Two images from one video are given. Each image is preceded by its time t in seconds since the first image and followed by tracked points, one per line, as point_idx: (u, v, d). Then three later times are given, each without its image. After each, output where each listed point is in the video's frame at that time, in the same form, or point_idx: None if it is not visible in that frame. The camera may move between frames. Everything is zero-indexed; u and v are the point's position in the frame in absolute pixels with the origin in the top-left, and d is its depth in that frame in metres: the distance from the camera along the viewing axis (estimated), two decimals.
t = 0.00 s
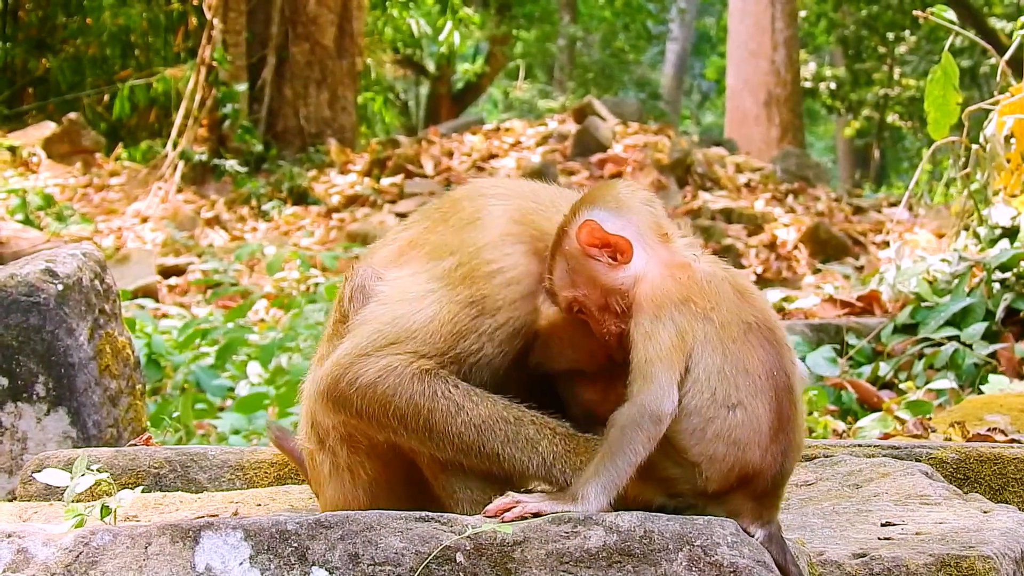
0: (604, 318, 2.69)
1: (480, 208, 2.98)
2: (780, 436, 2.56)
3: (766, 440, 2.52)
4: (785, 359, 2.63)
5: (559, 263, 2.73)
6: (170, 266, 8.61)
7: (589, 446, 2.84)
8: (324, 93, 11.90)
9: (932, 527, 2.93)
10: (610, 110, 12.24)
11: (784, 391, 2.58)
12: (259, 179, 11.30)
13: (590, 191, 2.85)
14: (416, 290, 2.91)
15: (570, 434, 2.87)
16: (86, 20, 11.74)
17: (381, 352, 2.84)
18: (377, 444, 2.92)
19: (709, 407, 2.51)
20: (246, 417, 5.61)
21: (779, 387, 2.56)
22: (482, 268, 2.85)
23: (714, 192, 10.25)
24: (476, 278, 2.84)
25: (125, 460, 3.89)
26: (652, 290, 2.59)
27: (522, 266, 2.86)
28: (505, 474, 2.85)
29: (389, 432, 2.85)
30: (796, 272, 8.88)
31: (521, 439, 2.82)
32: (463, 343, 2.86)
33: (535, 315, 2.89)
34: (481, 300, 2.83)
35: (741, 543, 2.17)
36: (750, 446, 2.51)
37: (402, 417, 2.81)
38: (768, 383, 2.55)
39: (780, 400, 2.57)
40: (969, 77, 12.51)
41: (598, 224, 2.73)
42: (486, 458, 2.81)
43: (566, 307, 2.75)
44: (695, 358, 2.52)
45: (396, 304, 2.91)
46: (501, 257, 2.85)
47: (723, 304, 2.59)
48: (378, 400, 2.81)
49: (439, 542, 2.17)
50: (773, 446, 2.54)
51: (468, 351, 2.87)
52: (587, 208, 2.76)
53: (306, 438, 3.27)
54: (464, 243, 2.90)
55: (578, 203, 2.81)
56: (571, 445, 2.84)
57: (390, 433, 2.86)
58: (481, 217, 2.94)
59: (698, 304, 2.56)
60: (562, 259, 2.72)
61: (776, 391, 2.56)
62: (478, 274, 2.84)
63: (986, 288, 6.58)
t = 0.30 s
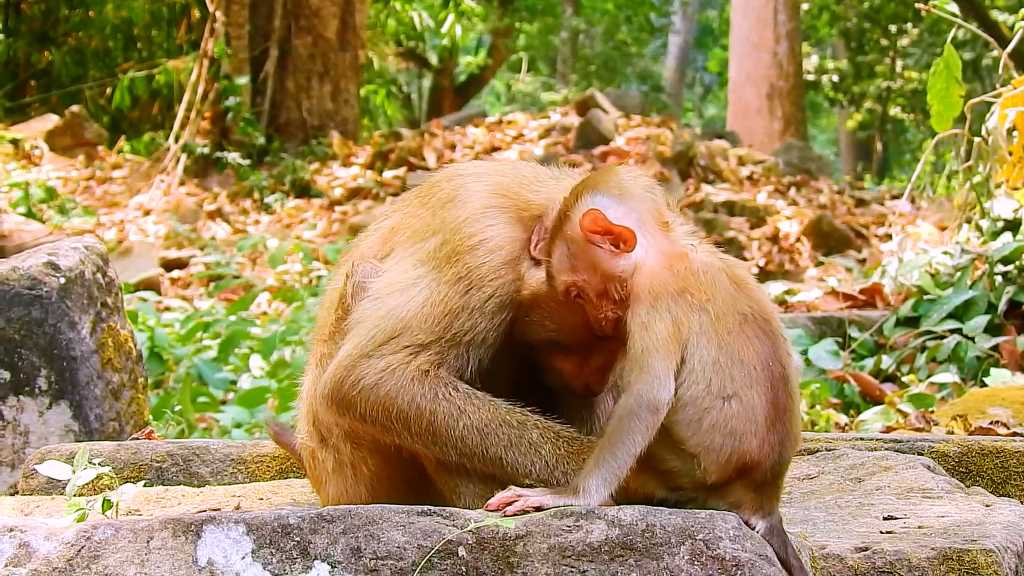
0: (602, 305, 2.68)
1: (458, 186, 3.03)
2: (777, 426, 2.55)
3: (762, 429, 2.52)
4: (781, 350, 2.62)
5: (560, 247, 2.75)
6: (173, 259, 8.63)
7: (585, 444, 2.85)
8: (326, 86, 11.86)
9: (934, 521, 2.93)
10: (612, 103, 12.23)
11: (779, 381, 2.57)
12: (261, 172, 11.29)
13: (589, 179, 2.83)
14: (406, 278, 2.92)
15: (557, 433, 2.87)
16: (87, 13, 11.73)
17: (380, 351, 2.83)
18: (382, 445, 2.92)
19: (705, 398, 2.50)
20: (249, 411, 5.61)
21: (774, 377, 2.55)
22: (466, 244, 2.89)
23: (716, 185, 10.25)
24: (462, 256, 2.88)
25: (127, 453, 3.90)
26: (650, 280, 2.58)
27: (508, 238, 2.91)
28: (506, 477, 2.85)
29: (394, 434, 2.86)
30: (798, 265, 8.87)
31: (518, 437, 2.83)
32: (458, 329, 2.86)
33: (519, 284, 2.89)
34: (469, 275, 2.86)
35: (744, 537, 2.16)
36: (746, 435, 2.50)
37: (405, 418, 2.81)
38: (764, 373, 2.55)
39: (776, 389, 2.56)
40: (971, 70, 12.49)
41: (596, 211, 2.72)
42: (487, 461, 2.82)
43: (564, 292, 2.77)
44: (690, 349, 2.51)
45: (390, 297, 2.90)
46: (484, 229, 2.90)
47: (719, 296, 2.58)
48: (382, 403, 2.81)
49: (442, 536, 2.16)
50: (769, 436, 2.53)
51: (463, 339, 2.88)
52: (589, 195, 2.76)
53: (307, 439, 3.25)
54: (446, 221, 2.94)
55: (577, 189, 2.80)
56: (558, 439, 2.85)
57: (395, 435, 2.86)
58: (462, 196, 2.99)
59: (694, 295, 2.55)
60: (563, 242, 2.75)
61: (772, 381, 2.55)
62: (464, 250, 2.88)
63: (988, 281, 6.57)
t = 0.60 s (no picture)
0: (604, 296, 2.69)
1: (463, 181, 3.03)
2: (780, 422, 2.55)
3: (765, 425, 2.52)
4: (782, 346, 2.62)
5: (564, 238, 2.75)
6: (173, 254, 8.63)
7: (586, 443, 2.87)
8: (327, 81, 11.83)
9: (935, 516, 2.93)
10: (613, 99, 12.22)
11: (782, 377, 2.57)
12: (262, 167, 11.29)
13: (594, 168, 2.80)
14: (410, 271, 2.92)
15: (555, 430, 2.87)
16: (88, 9, 11.72)
17: (382, 344, 2.83)
18: (381, 439, 2.93)
19: (708, 395, 2.50)
20: (250, 407, 5.61)
21: (777, 374, 2.55)
22: (472, 239, 2.88)
23: (717, 181, 10.25)
24: (467, 250, 2.88)
25: (127, 449, 3.90)
26: (654, 274, 2.56)
27: (514, 233, 2.90)
28: (504, 475, 2.86)
29: (394, 428, 2.86)
30: (799, 261, 8.86)
31: (516, 435, 2.84)
32: (461, 323, 2.86)
33: (525, 277, 2.89)
34: (473, 269, 2.86)
35: (744, 532, 2.17)
36: (749, 431, 2.51)
37: (405, 412, 2.82)
38: (766, 370, 2.55)
39: (779, 385, 2.56)
40: (972, 65, 12.48)
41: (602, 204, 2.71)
42: (485, 458, 2.84)
43: (567, 282, 2.77)
44: (693, 346, 2.51)
45: (392, 289, 2.90)
46: (489, 224, 2.90)
47: (723, 293, 2.57)
48: (383, 397, 2.81)
49: (442, 532, 2.17)
50: (773, 431, 2.54)
51: (465, 333, 2.88)
52: (593, 187, 2.74)
53: (308, 432, 3.26)
54: (451, 215, 2.94)
55: (582, 180, 2.78)
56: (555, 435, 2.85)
57: (395, 428, 2.86)
58: (468, 191, 2.99)
59: (699, 291, 2.54)
60: (566, 233, 2.75)
61: (775, 378, 2.55)
62: (469, 244, 2.88)
63: (989, 277, 6.56)
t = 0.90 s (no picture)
0: (600, 291, 2.68)
1: (462, 176, 3.03)
2: (779, 413, 2.57)
3: (765, 417, 2.53)
4: (781, 338, 2.62)
5: (560, 233, 2.74)
6: (174, 249, 8.63)
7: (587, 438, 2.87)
8: (327, 76, 11.80)
9: (934, 512, 2.93)
10: (614, 94, 12.21)
11: (781, 370, 2.58)
12: (262, 162, 11.28)
13: (590, 162, 2.79)
14: (409, 266, 2.92)
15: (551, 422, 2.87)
16: (88, 3, 11.71)
17: (381, 339, 2.84)
18: (381, 434, 2.93)
19: (709, 389, 2.50)
20: (250, 402, 5.61)
21: (776, 366, 2.57)
22: (471, 233, 2.88)
23: (718, 176, 10.24)
24: (466, 244, 2.88)
25: (127, 444, 3.92)
26: (652, 269, 2.56)
27: (513, 227, 2.90)
28: (503, 470, 2.86)
29: (393, 423, 2.86)
30: (799, 256, 8.86)
31: (514, 430, 2.83)
32: (460, 318, 2.86)
33: (524, 270, 2.88)
34: (471, 263, 2.86)
35: (743, 528, 2.17)
36: (750, 424, 2.51)
37: (404, 407, 2.82)
38: (765, 362, 2.56)
39: (778, 377, 2.57)
40: (973, 60, 12.47)
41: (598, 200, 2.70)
42: (484, 454, 2.83)
43: (562, 277, 2.76)
44: (692, 340, 2.51)
45: (392, 284, 2.90)
46: (488, 218, 2.90)
47: (721, 288, 2.57)
48: (382, 392, 2.81)
49: (442, 527, 2.17)
50: (773, 423, 2.55)
51: (464, 328, 2.88)
52: (591, 183, 2.73)
53: (308, 428, 3.26)
54: (450, 210, 2.94)
55: (577, 175, 2.76)
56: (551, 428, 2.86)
57: (394, 424, 2.86)
58: (467, 185, 2.99)
59: (697, 286, 2.53)
60: (563, 228, 2.73)
61: (774, 370, 2.56)
62: (469, 238, 2.88)
63: (989, 272, 6.55)
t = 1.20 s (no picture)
0: (603, 289, 2.68)
1: (462, 172, 3.03)
2: (780, 410, 2.56)
3: (766, 415, 2.53)
4: (783, 335, 2.62)
5: (561, 232, 2.74)
6: (173, 244, 8.62)
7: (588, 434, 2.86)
8: (328, 71, 11.82)
9: (933, 508, 2.93)
10: (613, 89, 12.20)
11: (783, 367, 2.58)
12: (262, 157, 11.28)
13: (590, 160, 2.79)
14: (409, 261, 2.92)
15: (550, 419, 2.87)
16: None
17: (381, 334, 2.83)
18: (381, 430, 2.93)
19: (710, 385, 2.50)
20: (250, 396, 5.61)
21: (778, 364, 2.56)
22: (472, 229, 2.88)
23: (717, 171, 10.24)
24: (466, 240, 2.88)
25: (126, 439, 3.93)
26: (653, 265, 2.55)
27: (514, 224, 2.90)
28: (502, 466, 2.85)
29: (393, 419, 2.86)
30: (799, 251, 8.85)
31: (514, 426, 2.83)
32: (460, 314, 2.86)
33: (525, 266, 2.88)
34: (472, 259, 2.86)
35: (742, 524, 2.17)
36: (750, 421, 2.51)
37: (403, 403, 2.81)
38: (767, 360, 2.55)
39: (779, 375, 2.57)
40: (973, 56, 12.47)
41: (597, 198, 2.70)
42: (483, 450, 2.83)
43: (564, 276, 2.77)
44: (693, 337, 2.51)
45: (391, 279, 2.90)
46: (489, 214, 2.90)
47: (723, 284, 2.57)
48: (381, 388, 2.81)
49: (440, 523, 2.17)
50: (774, 421, 2.55)
51: (464, 324, 2.88)
52: (591, 181, 2.73)
53: (308, 423, 3.26)
54: (450, 205, 2.94)
55: (578, 173, 2.76)
56: (552, 424, 2.85)
57: (393, 419, 2.86)
58: (467, 181, 2.99)
59: (697, 282, 2.53)
60: (564, 227, 2.74)
61: (776, 367, 2.56)
62: (469, 234, 2.88)
63: (988, 268, 6.55)
